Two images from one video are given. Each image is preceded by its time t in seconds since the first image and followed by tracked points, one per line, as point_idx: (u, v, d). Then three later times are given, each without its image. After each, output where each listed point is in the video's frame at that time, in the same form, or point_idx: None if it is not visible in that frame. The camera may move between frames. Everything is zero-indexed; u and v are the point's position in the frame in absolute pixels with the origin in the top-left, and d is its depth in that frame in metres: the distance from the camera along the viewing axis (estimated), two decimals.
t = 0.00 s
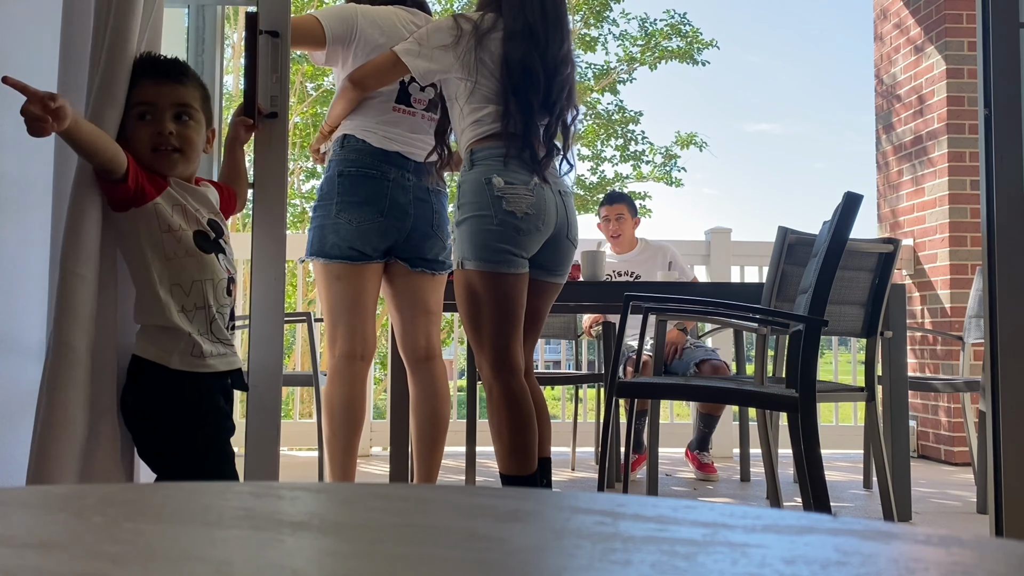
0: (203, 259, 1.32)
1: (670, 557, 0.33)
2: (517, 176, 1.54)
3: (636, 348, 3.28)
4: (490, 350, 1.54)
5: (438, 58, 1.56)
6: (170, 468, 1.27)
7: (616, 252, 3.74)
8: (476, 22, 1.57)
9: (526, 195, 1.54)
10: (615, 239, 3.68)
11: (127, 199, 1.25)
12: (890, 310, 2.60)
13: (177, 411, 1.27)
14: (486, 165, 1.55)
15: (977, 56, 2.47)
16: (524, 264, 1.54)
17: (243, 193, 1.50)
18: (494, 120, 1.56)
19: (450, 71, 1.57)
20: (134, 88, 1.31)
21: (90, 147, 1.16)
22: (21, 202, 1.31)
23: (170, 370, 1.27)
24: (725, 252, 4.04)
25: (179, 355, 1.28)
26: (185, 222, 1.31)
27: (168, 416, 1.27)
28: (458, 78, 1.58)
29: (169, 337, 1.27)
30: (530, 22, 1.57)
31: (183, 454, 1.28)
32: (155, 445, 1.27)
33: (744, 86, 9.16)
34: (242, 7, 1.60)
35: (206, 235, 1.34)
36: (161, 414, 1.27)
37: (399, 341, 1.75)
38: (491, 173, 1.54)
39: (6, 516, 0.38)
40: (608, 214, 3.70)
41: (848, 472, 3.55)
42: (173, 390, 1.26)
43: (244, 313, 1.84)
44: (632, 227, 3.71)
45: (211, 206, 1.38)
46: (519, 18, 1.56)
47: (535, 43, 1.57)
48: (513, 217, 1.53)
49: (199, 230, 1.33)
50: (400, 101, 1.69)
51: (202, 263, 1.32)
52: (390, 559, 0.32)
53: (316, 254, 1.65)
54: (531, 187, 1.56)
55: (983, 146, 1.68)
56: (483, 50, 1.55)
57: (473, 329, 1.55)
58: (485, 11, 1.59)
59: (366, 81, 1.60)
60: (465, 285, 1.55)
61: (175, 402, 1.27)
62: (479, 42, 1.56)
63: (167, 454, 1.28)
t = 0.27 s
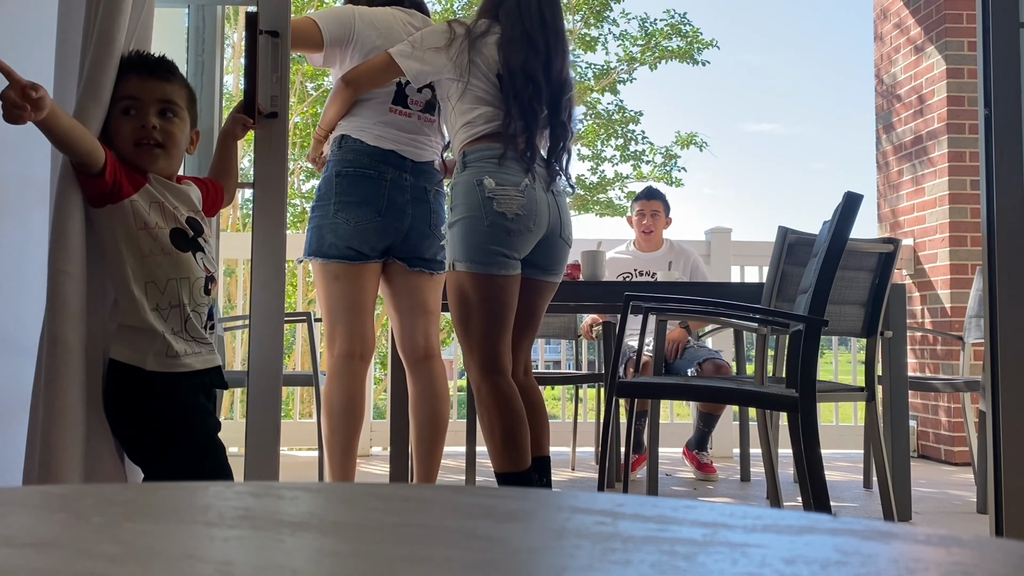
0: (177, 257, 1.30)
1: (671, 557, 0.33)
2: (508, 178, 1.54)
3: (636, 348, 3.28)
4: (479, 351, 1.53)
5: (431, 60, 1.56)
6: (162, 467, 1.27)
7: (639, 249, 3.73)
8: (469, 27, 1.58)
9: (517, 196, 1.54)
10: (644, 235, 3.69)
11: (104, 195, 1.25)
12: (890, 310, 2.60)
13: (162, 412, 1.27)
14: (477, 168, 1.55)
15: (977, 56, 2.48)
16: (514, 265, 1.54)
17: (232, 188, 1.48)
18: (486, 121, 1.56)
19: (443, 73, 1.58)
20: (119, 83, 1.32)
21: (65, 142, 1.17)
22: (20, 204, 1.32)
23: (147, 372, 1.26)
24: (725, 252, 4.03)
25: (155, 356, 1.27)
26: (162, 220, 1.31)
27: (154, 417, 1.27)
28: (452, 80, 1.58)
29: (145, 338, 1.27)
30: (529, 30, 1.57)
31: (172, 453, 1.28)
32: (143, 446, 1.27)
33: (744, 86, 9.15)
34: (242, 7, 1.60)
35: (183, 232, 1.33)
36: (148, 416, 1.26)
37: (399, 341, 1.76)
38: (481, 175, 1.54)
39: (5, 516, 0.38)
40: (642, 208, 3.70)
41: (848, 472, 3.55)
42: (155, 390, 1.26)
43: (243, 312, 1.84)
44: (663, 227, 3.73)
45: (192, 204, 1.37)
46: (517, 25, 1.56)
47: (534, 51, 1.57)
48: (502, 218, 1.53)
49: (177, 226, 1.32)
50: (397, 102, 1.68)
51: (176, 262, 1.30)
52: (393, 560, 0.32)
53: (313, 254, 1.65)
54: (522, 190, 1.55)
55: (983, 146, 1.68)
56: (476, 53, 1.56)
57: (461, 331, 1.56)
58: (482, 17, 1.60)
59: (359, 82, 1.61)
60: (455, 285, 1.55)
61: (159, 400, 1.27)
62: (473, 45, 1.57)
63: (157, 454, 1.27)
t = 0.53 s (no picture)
0: (176, 257, 1.31)
1: (671, 557, 0.33)
2: (492, 179, 1.51)
3: (636, 348, 3.28)
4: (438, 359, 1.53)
5: (421, 61, 1.56)
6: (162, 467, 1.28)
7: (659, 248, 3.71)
8: (461, 28, 1.57)
9: (500, 198, 1.51)
10: (667, 234, 3.69)
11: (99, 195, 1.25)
12: (890, 310, 2.60)
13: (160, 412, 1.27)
14: (461, 168, 1.52)
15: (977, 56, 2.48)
16: (494, 266, 1.51)
17: (232, 187, 1.48)
18: (475, 121, 1.53)
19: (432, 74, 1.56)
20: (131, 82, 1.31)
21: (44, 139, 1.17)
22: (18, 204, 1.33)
23: (147, 374, 1.27)
24: (725, 252, 4.03)
25: (153, 358, 1.27)
26: (159, 220, 1.31)
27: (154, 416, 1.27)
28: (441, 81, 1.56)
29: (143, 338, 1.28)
30: (525, 36, 1.56)
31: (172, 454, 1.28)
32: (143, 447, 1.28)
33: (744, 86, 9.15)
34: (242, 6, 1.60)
35: (179, 229, 1.33)
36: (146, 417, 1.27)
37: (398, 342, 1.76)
38: (466, 175, 1.51)
39: (3, 516, 0.38)
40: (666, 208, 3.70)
41: (848, 472, 3.55)
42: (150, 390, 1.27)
43: (243, 313, 1.84)
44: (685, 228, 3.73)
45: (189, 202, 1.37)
46: (514, 29, 1.56)
47: (530, 56, 1.56)
48: (484, 220, 1.50)
49: (176, 226, 1.32)
50: (394, 102, 1.68)
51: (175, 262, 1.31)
52: (392, 560, 0.32)
53: (312, 254, 1.65)
54: (506, 191, 1.52)
55: (983, 146, 1.67)
56: (467, 54, 1.55)
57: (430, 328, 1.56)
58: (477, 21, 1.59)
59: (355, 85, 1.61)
60: (433, 283, 1.54)
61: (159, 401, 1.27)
62: (465, 46, 1.55)
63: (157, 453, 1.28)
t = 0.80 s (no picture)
0: (205, 265, 1.31)
1: (670, 557, 0.33)
2: (467, 187, 1.51)
3: (636, 348, 3.28)
4: (416, 360, 1.53)
5: (407, 65, 1.53)
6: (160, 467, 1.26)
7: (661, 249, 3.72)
8: (446, 29, 1.54)
9: (474, 207, 1.51)
10: (669, 236, 3.69)
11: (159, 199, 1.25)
12: (890, 310, 2.60)
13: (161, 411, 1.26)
14: (437, 174, 1.52)
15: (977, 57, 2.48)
16: (466, 273, 1.52)
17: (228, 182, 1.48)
18: (456, 130, 1.52)
19: (417, 78, 1.54)
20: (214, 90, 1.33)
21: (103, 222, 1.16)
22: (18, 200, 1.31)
23: (154, 368, 1.25)
24: (725, 252, 4.03)
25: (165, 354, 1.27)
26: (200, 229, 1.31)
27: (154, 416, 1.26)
28: (425, 87, 1.54)
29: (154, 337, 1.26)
30: (514, 42, 1.56)
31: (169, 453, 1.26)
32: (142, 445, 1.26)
33: (744, 86, 9.16)
34: (241, 6, 1.60)
35: (211, 238, 1.33)
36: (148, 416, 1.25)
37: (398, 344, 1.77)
38: (440, 182, 1.51)
39: (5, 516, 0.38)
40: (669, 209, 3.71)
41: (848, 472, 3.55)
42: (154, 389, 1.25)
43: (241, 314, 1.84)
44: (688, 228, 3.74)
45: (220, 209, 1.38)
46: (500, 34, 1.55)
47: (519, 64, 1.57)
48: (458, 228, 1.50)
49: (209, 235, 1.32)
50: (393, 102, 1.68)
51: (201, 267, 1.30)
52: (392, 560, 0.32)
53: (310, 255, 1.65)
54: (481, 200, 1.52)
55: (983, 146, 1.68)
56: (452, 60, 1.52)
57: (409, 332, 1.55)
58: (462, 19, 1.56)
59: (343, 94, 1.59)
60: (407, 288, 1.54)
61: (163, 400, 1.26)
62: (450, 51, 1.53)
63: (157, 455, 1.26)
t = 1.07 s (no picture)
0: (277, 273, 1.27)
1: (670, 557, 0.33)
2: (466, 188, 1.52)
3: (636, 348, 3.28)
4: (427, 359, 1.50)
5: (409, 70, 1.51)
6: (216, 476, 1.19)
7: (654, 250, 3.70)
8: (446, 33, 1.51)
9: (472, 207, 1.52)
10: (661, 236, 3.68)
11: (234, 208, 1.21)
12: (890, 310, 2.60)
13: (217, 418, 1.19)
14: (437, 174, 1.52)
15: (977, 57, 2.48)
16: (466, 272, 1.52)
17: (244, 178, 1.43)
18: (457, 134, 1.53)
19: (418, 83, 1.53)
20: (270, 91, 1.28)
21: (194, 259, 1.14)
22: (22, 202, 1.25)
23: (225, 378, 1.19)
24: (725, 252, 4.04)
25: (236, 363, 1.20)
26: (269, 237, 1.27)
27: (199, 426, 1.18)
28: (427, 92, 1.53)
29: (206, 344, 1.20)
30: (505, 39, 1.54)
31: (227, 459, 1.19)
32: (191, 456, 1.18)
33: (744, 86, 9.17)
34: (241, 6, 1.60)
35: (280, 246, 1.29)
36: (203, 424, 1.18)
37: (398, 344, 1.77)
38: (439, 182, 1.51)
39: (6, 515, 0.38)
40: (659, 209, 3.68)
41: (848, 472, 3.55)
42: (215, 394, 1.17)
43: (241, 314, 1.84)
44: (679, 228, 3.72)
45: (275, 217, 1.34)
46: (494, 36, 1.53)
47: (510, 61, 1.56)
48: (457, 227, 1.50)
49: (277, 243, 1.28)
50: (393, 102, 1.68)
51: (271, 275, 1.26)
52: (393, 560, 0.32)
53: (309, 256, 1.66)
54: (479, 201, 1.53)
55: (983, 146, 1.68)
56: (452, 65, 1.52)
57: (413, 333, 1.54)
58: (456, 21, 1.53)
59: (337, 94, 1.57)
60: (408, 286, 1.54)
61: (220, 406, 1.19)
62: (451, 56, 1.52)
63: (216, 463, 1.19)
